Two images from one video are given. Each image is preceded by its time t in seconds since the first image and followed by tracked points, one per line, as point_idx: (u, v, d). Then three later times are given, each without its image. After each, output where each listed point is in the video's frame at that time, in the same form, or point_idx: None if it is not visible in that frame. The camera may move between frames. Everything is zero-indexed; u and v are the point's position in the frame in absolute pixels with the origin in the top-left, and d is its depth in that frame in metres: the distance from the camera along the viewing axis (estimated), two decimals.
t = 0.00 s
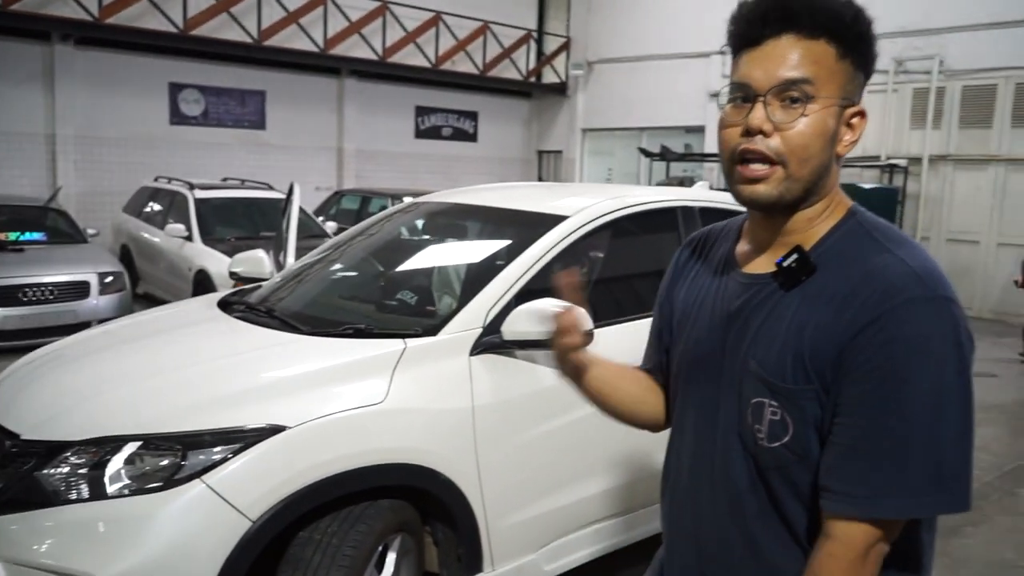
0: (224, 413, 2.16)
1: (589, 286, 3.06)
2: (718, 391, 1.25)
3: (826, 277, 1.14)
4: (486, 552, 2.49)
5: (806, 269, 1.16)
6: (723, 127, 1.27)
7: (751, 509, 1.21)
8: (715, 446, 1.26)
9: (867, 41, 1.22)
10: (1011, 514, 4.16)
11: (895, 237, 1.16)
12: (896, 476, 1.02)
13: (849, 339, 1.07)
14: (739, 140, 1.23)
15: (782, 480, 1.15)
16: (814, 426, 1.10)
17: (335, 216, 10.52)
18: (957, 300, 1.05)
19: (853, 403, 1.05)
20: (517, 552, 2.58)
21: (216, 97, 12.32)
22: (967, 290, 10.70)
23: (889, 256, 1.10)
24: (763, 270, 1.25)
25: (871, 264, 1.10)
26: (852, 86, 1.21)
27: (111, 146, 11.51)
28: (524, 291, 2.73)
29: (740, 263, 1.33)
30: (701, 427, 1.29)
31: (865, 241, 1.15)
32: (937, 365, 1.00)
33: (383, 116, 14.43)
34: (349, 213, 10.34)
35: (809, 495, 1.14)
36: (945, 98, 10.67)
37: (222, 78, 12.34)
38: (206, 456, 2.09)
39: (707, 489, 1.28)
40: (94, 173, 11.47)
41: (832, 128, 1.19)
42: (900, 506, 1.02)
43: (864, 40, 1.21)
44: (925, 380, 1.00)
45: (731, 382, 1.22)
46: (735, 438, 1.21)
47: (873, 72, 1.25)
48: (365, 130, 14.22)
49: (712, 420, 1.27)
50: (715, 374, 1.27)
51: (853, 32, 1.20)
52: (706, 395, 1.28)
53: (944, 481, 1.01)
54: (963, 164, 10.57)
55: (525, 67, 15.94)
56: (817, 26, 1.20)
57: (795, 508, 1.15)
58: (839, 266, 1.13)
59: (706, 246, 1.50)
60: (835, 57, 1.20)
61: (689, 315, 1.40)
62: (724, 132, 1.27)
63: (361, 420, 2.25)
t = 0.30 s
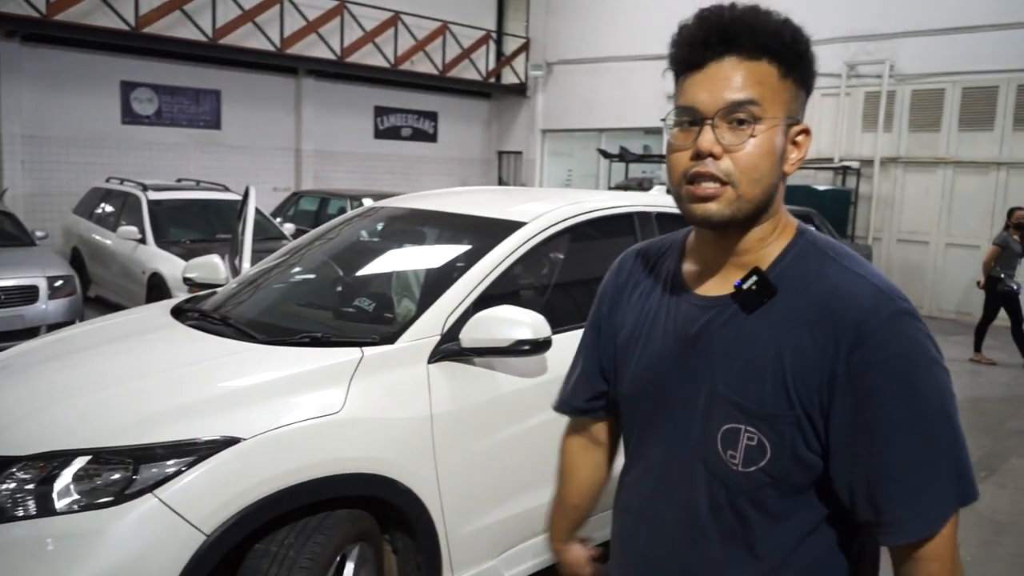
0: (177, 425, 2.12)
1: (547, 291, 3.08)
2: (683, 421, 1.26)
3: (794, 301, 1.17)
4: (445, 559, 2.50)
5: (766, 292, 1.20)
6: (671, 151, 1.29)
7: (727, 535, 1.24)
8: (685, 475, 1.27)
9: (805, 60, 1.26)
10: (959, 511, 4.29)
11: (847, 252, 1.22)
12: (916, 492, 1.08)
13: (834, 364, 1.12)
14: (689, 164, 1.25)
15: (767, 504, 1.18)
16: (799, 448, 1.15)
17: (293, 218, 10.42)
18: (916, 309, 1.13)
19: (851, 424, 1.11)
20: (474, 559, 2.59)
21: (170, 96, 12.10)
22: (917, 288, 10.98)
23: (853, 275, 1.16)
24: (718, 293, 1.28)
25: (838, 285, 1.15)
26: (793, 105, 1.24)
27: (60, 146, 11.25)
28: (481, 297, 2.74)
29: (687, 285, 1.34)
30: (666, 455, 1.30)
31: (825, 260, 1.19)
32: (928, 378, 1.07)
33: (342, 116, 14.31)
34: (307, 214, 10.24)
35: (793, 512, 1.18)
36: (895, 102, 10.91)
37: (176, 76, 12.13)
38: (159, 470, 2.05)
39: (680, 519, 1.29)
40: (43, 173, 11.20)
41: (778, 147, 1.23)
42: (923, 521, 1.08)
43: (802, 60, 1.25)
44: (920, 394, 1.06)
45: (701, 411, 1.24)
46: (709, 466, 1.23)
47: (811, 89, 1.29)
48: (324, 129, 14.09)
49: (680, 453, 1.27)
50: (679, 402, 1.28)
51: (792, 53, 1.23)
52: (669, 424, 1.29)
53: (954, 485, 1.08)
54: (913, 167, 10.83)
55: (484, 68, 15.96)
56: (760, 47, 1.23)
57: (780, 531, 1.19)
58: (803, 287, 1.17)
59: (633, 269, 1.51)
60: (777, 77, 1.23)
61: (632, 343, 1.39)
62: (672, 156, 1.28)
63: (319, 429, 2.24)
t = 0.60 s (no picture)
0: (152, 430, 2.09)
1: (526, 292, 3.08)
2: (661, 430, 1.27)
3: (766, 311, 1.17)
4: (425, 561, 2.50)
5: (734, 302, 1.19)
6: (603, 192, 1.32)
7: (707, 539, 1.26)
8: (663, 483, 1.29)
9: (717, 68, 1.23)
10: (934, 508, 4.34)
11: (815, 255, 1.22)
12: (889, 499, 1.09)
13: (804, 371, 1.11)
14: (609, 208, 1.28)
15: (745, 510, 1.21)
16: (773, 457, 1.16)
17: (271, 218, 10.34)
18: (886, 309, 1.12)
19: (820, 431, 1.11)
20: (455, 562, 2.59)
21: (144, 96, 11.95)
22: (893, 287, 11.12)
23: (819, 280, 1.15)
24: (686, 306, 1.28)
25: (804, 291, 1.14)
26: (711, 119, 1.22)
27: (31, 146, 11.10)
28: (460, 300, 2.73)
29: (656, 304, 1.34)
30: (645, 462, 1.31)
31: (789, 268, 1.19)
32: (895, 382, 1.08)
33: (319, 115, 14.23)
34: (285, 215, 10.17)
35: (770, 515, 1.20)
36: (869, 102, 11.03)
37: (150, 76, 11.99)
38: (134, 475, 2.02)
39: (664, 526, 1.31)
40: (14, 174, 11.04)
41: (698, 167, 1.21)
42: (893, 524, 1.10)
43: (712, 70, 1.22)
44: (888, 401, 1.07)
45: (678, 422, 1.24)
46: (689, 474, 1.24)
47: (739, 92, 1.26)
48: (301, 128, 14.00)
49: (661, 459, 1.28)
50: (656, 412, 1.28)
51: (696, 68, 1.21)
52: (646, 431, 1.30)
53: (922, 483, 1.10)
54: (887, 167, 10.96)
55: (462, 67, 15.95)
56: (656, 74, 1.22)
57: (759, 537, 1.21)
58: (769, 298, 1.17)
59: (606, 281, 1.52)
60: (684, 98, 1.21)
61: (612, 353, 1.39)
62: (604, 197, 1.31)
63: (296, 432, 2.22)
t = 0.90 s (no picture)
0: (150, 429, 2.08)
1: (524, 290, 3.07)
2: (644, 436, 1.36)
3: (709, 328, 1.21)
4: (424, 561, 2.49)
5: (687, 319, 1.24)
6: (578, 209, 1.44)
7: (677, 543, 1.31)
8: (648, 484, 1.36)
9: (633, 87, 1.27)
10: (934, 505, 4.33)
11: (776, 272, 1.20)
12: (790, 531, 1.07)
13: (726, 390, 1.13)
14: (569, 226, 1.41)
15: (698, 521, 1.24)
16: (712, 472, 1.19)
17: (269, 218, 10.33)
18: (827, 332, 1.09)
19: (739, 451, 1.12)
20: (452, 562, 2.58)
21: (142, 95, 11.94)
22: (893, 283, 11.10)
23: (755, 299, 1.16)
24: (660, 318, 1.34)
25: (739, 311, 1.16)
26: (626, 140, 1.27)
27: (28, 146, 11.09)
28: (458, 299, 2.72)
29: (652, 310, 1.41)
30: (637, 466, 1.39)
31: (732, 286, 1.21)
32: (807, 409, 1.06)
33: (318, 114, 14.22)
34: (284, 214, 10.16)
35: (728, 532, 1.22)
36: (869, 98, 11.00)
37: (147, 75, 11.97)
38: (132, 476, 2.01)
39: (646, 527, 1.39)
40: (11, 173, 11.04)
41: (617, 188, 1.28)
42: (793, 561, 1.08)
43: (624, 93, 1.27)
44: (795, 430, 1.06)
45: (651, 428, 1.30)
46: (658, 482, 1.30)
47: (674, 106, 1.26)
48: (299, 128, 13.99)
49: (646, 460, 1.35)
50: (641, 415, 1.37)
51: (604, 96, 1.28)
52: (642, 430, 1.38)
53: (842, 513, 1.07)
54: (887, 163, 10.94)
55: (461, 65, 15.94)
56: (570, 107, 1.32)
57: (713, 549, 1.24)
58: (714, 314, 1.21)
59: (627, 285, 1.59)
60: (598, 124, 1.29)
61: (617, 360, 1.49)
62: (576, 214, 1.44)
63: (295, 432, 2.21)
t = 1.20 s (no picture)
0: (147, 429, 2.08)
1: (525, 288, 3.07)
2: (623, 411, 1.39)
3: (677, 308, 1.23)
4: (423, 560, 2.49)
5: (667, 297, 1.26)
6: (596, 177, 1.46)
7: (640, 514, 1.35)
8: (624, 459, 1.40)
9: (648, 61, 1.28)
10: (935, 503, 4.33)
11: (749, 258, 1.21)
12: (724, 509, 1.10)
13: (682, 367, 1.16)
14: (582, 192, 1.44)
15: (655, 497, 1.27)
16: (672, 450, 1.21)
17: (269, 217, 10.33)
18: (787, 321, 1.10)
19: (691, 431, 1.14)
20: (453, 561, 2.58)
21: (141, 95, 11.95)
22: (894, 282, 11.09)
23: (721, 281, 1.17)
24: (648, 295, 1.37)
25: (706, 292, 1.18)
26: (631, 112, 1.28)
27: (28, 146, 11.10)
28: (457, 297, 2.72)
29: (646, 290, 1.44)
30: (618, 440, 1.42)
31: (704, 268, 1.22)
32: (754, 394, 1.07)
33: (318, 114, 14.23)
34: (284, 213, 10.17)
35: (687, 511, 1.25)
36: (869, 96, 10.98)
37: (147, 75, 11.98)
38: (130, 475, 2.01)
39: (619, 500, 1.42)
40: (10, 174, 11.04)
41: (618, 160, 1.30)
42: (724, 538, 1.10)
43: (636, 67, 1.28)
44: (740, 410, 1.08)
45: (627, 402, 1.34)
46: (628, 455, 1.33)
47: (687, 83, 1.26)
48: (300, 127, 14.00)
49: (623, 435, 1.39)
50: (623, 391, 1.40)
51: (616, 67, 1.30)
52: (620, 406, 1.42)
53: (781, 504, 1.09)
54: (887, 162, 10.93)
55: (461, 64, 15.95)
56: (589, 75, 1.34)
57: (671, 527, 1.27)
58: (683, 294, 1.23)
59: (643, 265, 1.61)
60: (610, 95, 1.31)
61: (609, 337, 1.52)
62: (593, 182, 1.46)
63: (294, 432, 2.21)
